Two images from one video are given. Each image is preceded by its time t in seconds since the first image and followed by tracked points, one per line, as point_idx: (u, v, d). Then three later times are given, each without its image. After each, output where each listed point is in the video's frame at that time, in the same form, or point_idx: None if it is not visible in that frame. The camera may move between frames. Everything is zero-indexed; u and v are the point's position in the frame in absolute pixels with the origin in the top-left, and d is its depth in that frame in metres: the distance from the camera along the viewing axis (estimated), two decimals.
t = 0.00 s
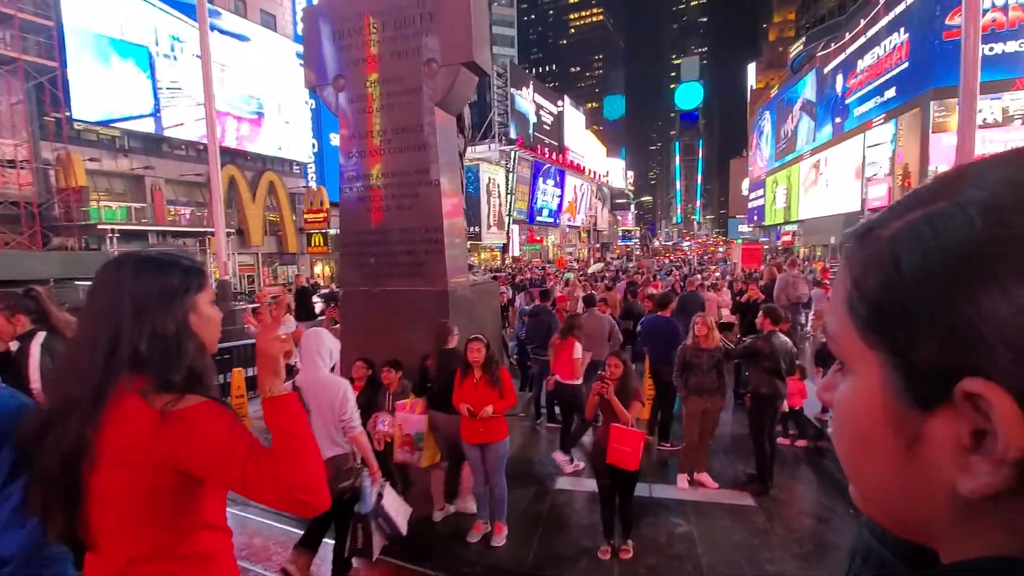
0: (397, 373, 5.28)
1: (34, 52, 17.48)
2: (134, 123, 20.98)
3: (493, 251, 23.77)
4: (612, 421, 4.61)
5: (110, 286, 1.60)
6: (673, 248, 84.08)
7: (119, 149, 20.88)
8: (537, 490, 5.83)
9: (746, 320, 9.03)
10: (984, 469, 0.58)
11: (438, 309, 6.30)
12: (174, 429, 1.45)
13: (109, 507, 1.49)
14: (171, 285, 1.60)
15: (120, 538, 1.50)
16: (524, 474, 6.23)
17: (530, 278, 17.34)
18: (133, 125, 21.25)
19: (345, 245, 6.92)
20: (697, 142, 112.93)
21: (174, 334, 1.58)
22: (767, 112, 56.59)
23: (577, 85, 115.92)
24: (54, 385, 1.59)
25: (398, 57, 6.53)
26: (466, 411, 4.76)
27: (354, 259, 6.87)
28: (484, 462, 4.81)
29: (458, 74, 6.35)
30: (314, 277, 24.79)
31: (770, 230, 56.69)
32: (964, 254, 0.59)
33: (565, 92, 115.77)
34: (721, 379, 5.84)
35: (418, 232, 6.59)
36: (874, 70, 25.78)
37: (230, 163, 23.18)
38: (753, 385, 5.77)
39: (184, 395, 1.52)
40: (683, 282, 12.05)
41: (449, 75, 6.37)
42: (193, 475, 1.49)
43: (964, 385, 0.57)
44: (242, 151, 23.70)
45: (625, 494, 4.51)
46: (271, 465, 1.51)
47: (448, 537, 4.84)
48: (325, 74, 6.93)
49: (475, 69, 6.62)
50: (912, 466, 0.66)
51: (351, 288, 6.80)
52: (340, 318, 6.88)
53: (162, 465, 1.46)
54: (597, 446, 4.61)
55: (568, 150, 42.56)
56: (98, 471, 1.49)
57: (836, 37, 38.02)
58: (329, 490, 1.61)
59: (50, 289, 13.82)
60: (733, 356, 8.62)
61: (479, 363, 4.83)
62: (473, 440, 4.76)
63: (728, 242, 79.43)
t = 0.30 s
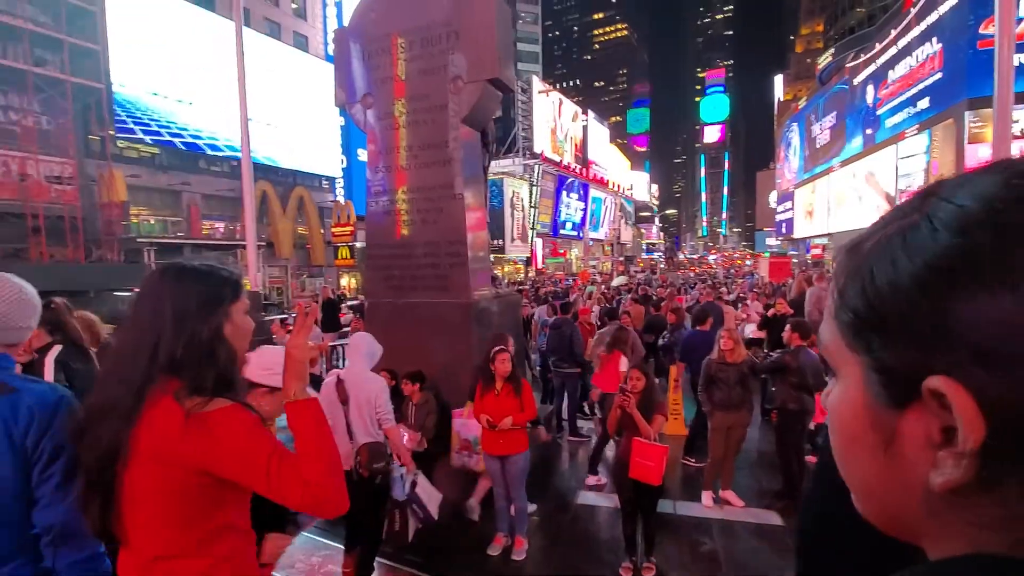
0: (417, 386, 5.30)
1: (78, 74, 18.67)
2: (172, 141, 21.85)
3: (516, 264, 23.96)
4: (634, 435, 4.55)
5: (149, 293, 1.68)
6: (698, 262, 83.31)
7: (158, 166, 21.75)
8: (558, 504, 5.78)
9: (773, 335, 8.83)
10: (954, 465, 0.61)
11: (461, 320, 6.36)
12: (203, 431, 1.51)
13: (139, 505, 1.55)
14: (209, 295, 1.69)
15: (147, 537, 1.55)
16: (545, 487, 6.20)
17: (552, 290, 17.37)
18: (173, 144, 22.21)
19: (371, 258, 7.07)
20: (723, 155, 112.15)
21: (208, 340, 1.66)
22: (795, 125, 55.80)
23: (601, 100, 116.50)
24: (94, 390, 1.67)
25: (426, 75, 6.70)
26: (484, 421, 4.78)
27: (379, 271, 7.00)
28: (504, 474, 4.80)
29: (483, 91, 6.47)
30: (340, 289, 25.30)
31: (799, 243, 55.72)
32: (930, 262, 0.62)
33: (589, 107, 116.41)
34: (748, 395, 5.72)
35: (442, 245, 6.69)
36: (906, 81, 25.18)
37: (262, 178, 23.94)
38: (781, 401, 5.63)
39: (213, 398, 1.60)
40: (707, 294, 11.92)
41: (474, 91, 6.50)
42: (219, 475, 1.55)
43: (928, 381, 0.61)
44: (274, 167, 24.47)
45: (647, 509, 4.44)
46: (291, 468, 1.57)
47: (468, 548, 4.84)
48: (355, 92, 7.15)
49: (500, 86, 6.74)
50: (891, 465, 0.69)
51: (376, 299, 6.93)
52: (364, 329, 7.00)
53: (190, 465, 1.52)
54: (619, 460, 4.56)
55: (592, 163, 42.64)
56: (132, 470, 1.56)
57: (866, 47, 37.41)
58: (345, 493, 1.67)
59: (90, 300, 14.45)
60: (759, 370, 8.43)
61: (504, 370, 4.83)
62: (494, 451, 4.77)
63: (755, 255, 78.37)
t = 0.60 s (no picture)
0: (475, 392, 5.37)
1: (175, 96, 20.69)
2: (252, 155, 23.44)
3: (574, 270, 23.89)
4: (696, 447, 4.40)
5: (228, 294, 1.80)
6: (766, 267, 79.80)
7: (240, 178, 23.40)
8: (614, 515, 5.67)
9: (849, 346, 8.27)
10: (961, 462, 0.69)
11: (519, 325, 6.41)
12: (280, 426, 1.63)
13: (222, 496, 1.67)
14: (281, 295, 1.80)
15: (229, 522, 1.68)
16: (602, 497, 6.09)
17: (612, 295, 17.13)
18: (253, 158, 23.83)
19: (431, 263, 7.25)
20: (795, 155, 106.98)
21: (282, 339, 1.78)
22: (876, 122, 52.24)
23: (664, 102, 114.29)
24: (181, 384, 1.81)
25: (487, 83, 6.82)
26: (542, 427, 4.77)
27: (439, 276, 7.17)
28: (560, 482, 4.76)
29: (543, 98, 6.52)
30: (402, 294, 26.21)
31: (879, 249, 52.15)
32: (947, 288, 0.68)
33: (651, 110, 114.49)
34: (821, 410, 5.35)
35: (500, 251, 6.78)
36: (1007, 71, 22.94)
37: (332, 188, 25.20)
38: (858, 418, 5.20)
39: (286, 396, 1.71)
40: (775, 301, 11.35)
41: (534, 99, 6.56)
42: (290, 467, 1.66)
43: (931, 385, 0.74)
44: (343, 177, 25.69)
45: (709, 525, 4.27)
46: (351, 467, 1.65)
47: (523, 553, 4.83)
48: (418, 103, 7.37)
49: (560, 92, 6.76)
50: (927, 457, 0.83)
51: (436, 303, 7.10)
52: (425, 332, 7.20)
53: (269, 458, 1.64)
54: (678, 472, 4.41)
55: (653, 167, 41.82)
56: (214, 462, 1.67)
57: (959, 36, 34.45)
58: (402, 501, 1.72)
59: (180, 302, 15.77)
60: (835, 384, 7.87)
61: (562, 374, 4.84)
62: (550, 458, 4.75)
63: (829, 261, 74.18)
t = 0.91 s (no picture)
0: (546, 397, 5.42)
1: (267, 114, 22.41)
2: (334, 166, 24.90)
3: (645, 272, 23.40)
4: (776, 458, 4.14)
5: (314, 297, 1.95)
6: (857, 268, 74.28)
7: (323, 188, 24.91)
8: (687, 528, 5.46)
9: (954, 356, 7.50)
10: None
11: (587, 328, 6.37)
12: (362, 425, 1.74)
13: (311, 488, 1.81)
14: (361, 298, 1.94)
15: (316, 513, 1.81)
16: (674, 508, 5.89)
17: (684, 298, 16.60)
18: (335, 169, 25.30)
19: (501, 267, 7.36)
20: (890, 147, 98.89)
21: (361, 339, 1.90)
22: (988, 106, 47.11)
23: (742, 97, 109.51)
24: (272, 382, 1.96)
25: (555, 87, 6.84)
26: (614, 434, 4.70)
27: (508, 279, 7.26)
28: (630, 489, 4.67)
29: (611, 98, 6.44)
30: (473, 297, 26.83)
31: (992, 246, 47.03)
32: None
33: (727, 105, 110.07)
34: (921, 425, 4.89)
35: (568, 255, 6.77)
36: None
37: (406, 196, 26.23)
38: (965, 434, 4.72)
39: (367, 396, 1.81)
40: (868, 306, 10.49)
41: (603, 100, 6.50)
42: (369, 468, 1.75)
43: None
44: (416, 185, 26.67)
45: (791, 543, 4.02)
46: (428, 474, 1.73)
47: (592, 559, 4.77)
48: (489, 110, 7.53)
49: (629, 92, 6.66)
50: None
51: (506, 306, 7.20)
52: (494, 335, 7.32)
53: (351, 455, 1.75)
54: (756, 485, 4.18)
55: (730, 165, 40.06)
56: (302, 456, 1.81)
57: None
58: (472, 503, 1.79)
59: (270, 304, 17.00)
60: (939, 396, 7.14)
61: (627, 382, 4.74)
62: (621, 464, 4.70)
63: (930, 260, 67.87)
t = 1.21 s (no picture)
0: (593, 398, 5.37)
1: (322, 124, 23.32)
2: (385, 173, 25.59)
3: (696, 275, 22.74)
4: (837, 468, 3.92)
5: (365, 300, 2.01)
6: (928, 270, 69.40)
7: (373, 194, 25.61)
8: (740, 540, 5.25)
9: None
10: None
11: (634, 331, 6.26)
12: (415, 426, 1.77)
13: (366, 488, 1.86)
14: (409, 300, 1.99)
15: (372, 513, 1.87)
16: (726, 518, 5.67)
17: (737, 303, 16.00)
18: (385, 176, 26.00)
19: (546, 270, 7.35)
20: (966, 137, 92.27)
21: (408, 340, 1.95)
22: None
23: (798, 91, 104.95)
24: (323, 385, 2.02)
25: (601, 88, 6.79)
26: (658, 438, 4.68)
27: (553, 282, 7.24)
28: (679, 496, 4.54)
29: (659, 97, 6.32)
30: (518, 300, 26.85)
31: None
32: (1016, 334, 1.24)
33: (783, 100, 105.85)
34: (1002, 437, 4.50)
35: (614, 258, 6.70)
36: None
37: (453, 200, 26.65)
38: None
39: (418, 397, 1.85)
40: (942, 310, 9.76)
41: (649, 99, 6.38)
42: (423, 467, 1.79)
43: None
44: (463, 189, 27.02)
45: (853, 560, 3.78)
46: (481, 473, 1.76)
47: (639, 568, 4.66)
48: (534, 113, 7.55)
49: (678, 91, 6.51)
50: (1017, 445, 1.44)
51: (550, 309, 7.19)
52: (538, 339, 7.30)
53: (404, 455, 1.78)
54: (814, 496, 3.96)
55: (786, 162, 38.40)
56: (356, 456, 1.87)
57: None
58: (525, 504, 1.81)
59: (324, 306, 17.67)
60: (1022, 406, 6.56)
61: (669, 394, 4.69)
62: (671, 472, 4.55)
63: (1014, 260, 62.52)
